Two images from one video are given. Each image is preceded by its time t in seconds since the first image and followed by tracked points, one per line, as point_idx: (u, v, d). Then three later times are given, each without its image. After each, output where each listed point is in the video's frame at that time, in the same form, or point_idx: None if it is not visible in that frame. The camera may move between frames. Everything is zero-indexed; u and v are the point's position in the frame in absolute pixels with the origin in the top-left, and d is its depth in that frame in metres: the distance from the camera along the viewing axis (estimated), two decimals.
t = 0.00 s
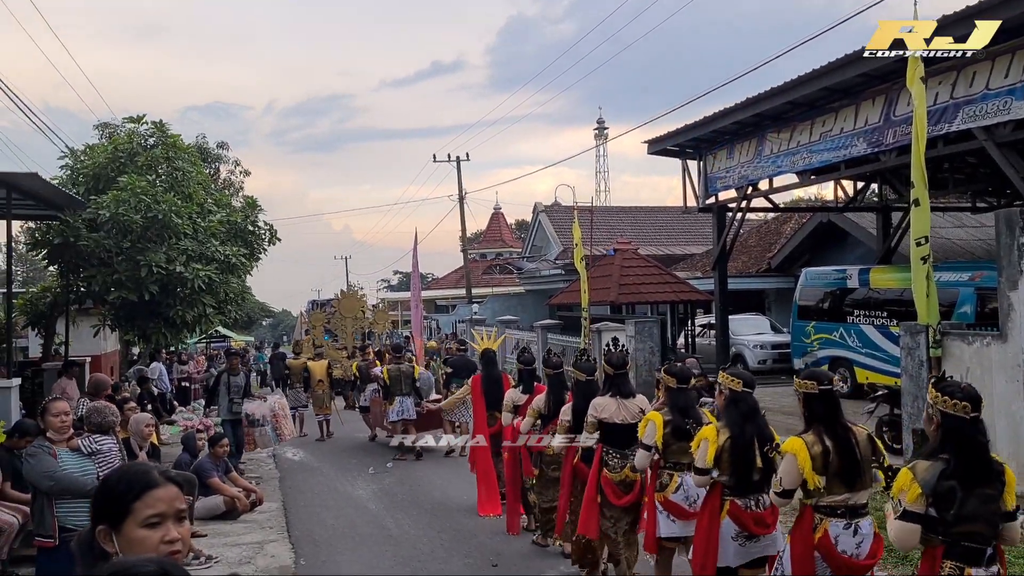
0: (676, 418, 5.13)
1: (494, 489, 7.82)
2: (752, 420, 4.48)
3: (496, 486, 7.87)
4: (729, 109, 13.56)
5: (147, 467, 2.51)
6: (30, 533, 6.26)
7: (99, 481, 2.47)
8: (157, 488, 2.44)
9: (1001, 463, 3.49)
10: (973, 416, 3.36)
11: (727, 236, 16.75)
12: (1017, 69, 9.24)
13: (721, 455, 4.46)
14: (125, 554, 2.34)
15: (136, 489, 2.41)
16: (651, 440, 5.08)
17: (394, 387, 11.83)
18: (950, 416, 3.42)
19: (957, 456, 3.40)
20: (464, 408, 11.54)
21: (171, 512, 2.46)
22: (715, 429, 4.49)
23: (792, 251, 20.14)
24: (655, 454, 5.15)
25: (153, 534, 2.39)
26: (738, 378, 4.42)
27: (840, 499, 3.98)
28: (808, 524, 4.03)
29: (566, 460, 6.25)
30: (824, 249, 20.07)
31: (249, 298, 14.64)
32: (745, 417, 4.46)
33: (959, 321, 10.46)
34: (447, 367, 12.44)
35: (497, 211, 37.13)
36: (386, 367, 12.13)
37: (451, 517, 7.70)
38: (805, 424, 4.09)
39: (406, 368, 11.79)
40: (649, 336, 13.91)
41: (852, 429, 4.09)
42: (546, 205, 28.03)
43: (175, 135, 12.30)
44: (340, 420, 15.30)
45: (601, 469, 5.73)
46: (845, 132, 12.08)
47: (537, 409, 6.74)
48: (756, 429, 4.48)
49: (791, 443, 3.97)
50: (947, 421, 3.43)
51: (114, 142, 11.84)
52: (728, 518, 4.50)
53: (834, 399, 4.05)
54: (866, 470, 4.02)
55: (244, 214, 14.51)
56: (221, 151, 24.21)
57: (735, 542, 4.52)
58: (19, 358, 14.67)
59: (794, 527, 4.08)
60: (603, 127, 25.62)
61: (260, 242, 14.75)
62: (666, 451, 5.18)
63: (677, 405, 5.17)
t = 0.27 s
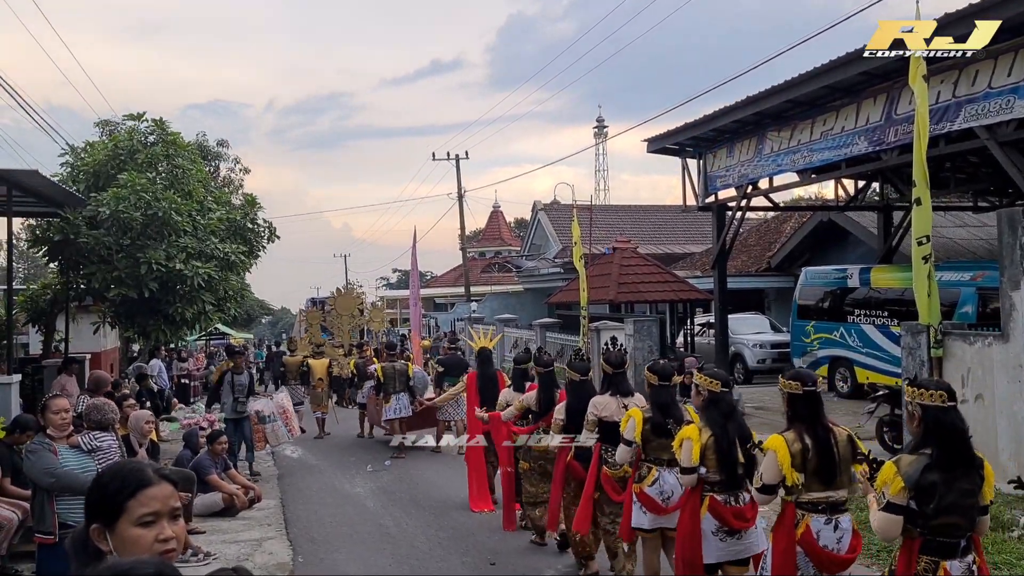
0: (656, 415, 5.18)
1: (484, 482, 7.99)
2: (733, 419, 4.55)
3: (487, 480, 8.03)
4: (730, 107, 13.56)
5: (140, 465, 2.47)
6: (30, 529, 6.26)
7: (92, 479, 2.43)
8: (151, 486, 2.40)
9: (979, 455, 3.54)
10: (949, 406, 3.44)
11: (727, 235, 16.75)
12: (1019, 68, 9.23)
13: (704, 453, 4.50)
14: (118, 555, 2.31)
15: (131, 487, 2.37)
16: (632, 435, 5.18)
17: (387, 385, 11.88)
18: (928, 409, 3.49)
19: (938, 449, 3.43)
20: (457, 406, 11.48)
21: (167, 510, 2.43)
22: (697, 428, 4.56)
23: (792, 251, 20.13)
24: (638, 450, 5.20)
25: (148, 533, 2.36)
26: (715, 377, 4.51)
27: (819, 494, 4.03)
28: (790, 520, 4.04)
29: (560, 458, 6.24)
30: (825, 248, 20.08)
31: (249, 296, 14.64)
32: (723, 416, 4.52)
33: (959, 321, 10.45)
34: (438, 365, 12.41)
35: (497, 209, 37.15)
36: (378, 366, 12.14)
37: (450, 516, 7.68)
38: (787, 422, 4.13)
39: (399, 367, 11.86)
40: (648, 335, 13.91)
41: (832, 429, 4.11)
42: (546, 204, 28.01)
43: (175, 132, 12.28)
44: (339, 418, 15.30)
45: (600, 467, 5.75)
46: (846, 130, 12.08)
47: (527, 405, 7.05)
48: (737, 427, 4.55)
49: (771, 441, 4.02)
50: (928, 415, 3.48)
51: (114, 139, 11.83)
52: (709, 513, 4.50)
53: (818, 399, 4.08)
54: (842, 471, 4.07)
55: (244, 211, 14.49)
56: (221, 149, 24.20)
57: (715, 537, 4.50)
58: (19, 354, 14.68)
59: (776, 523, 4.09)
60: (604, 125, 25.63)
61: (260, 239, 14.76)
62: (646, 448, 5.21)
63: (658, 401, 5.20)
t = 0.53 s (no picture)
0: (649, 412, 5.18)
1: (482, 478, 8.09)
2: (714, 417, 4.55)
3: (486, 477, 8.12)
4: (734, 106, 13.52)
5: (140, 460, 2.44)
6: (31, 525, 6.25)
7: (91, 475, 2.41)
8: (152, 482, 2.38)
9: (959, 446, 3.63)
10: (921, 395, 3.58)
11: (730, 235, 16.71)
12: None
13: (686, 450, 4.49)
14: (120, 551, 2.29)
15: (130, 483, 2.35)
16: (626, 432, 5.19)
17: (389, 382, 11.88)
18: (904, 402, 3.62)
19: (918, 439, 3.54)
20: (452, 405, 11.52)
21: (168, 506, 2.40)
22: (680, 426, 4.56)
23: (796, 250, 20.09)
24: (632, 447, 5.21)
25: (148, 529, 2.34)
26: (694, 376, 4.54)
27: (806, 487, 4.05)
28: (780, 513, 4.05)
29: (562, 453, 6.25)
30: (828, 248, 20.02)
31: (251, 293, 14.64)
32: (705, 415, 4.52)
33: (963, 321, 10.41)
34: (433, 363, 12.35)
35: (500, 208, 37.12)
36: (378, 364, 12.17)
37: (452, 514, 7.67)
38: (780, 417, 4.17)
39: (400, 364, 11.87)
40: (651, 334, 13.89)
41: (824, 425, 4.16)
42: (548, 202, 27.99)
43: (178, 129, 12.27)
44: (342, 415, 15.30)
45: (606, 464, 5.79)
46: (851, 130, 12.04)
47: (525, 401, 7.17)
48: (718, 425, 4.55)
49: (764, 432, 4.06)
50: (905, 407, 3.60)
51: (117, 136, 11.83)
52: (686, 503, 4.48)
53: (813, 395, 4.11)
54: (830, 467, 4.13)
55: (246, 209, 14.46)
56: (223, 146, 24.18)
57: (691, 528, 4.49)
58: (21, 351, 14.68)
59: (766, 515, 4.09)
60: (607, 124, 25.59)
61: (263, 236, 14.74)
62: (639, 443, 5.19)
63: (652, 398, 5.16)
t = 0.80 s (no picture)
0: (654, 411, 5.16)
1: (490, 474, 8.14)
2: (707, 414, 4.62)
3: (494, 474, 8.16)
4: (744, 105, 13.46)
5: (147, 456, 2.42)
6: (42, 521, 6.27)
7: (98, 471, 2.39)
8: (159, 478, 2.36)
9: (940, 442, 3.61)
10: (901, 396, 3.55)
11: (740, 234, 16.64)
12: None
13: (675, 444, 4.64)
14: (127, 547, 2.27)
15: (138, 479, 2.33)
16: (633, 429, 5.23)
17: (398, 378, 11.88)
18: (882, 401, 3.60)
19: (895, 438, 3.55)
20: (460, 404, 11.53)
21: (176, 502, 2.39)
22: (671, 421, 4.70)
23: (806, 250, 19.99)
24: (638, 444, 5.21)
25: (157, 526, 2.32)
26: (687, 377, 4.58)
27: (811, 480, 4.10)
28: (785, 506, 4.09)
29: (567, 452, 6.24)
30: (839, 248, 19.92)
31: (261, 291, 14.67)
32: (695, 414, 4.59)
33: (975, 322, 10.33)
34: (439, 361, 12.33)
35: (509, 207, 37.12)
36: (388, 361, 12.20)
37: (461, 512, 7.66)
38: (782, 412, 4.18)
39: (410, 362, 11.92)
40: (661, 334, 13.86)
41: (824, 418, 4.15)
42: (558, 202, 27.98)
43: (189, 127, 12.30)
44: (351, 414, 15.33)
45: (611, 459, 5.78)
46: (863, 129, 11.95)
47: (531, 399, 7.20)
48: (712, 421, 4.64)
49: (770, 428, 4.05)
50: (883, 407, 3.60)
51: (128, 134, 11.87)
52: (679, 496, 4.64)
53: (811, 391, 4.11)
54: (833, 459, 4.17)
55: (256, 207, 14.49)
56: (233, 144, 24.25)
57: (683, 521, 4.63)
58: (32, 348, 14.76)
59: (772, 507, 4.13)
60: (616, 124, 25.54)
61: (272, 235, 14.76)
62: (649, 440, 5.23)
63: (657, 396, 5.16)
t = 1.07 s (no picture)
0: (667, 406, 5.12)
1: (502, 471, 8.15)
2: (712, 412, 4.60)
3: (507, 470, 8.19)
4: (757, 104, 13.39)
5: (157, 450, 2.41)
6: (58, 518, 6.30)
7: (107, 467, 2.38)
8: (171, 473, 2.35)
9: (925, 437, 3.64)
10: (890, 392, 3.55)
11: (753, 234, 16.55)
12: None
13: (681, 440, 4.68)
14: (139, 543, 2.26)
15: (149, 476, 2.31)
16: (644, 421, 5.21)
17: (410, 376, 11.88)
18: (870, 396, 3.60)
19: (881, 431, 3.56)
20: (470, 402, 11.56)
21: (186, 498, 2.37)
22: (678, 418, 4.72)
23: (820, 249, 19.86)
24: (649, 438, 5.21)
25: (169, 522, 2.31)
26: (696, 374, 4.58)
27: (804, 475, 4.18)
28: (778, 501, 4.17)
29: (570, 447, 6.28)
30: (853, 247, 19.78)
31: (273, 290, 14.73)
32: (700, 412, 4.60)
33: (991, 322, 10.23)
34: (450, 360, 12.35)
35: (521, 207, 37.13)
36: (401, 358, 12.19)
37: (473, 510, 7.65)
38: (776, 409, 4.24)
39: (423, 360, 11.87)
40: (673, 333, 13.81)
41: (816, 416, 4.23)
42: (570, 201, 27.94)
43: (203, 126, 12.35)
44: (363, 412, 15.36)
45: (614, 456, 5.81)
46: (877, 127, 11.85)
47: (541, 397, 7.21)
48: (718, 419, 4.60)
49: (761, 425, 4.14)
50: (871, 402, 3.60)
51: (142, 133, 11.94)
52: (684, 494, 4.64)
53: (806, 390, 4.16)
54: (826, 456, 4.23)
55: (269, 206, 14.53)
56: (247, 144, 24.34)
57: (688, 517, 4.63)
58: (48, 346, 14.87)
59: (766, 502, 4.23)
60: (629, 123, 25.46)
61: (286, 234, 14.81)
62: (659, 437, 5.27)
63: (669, 392, 5.11)
